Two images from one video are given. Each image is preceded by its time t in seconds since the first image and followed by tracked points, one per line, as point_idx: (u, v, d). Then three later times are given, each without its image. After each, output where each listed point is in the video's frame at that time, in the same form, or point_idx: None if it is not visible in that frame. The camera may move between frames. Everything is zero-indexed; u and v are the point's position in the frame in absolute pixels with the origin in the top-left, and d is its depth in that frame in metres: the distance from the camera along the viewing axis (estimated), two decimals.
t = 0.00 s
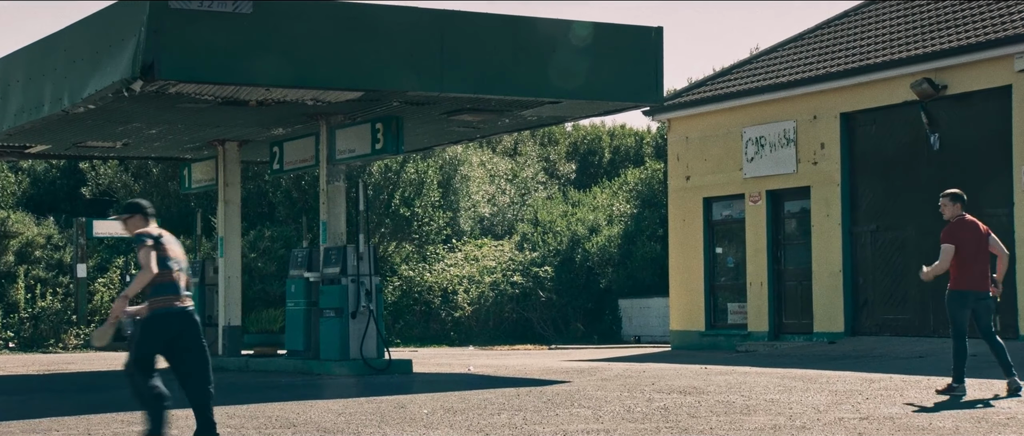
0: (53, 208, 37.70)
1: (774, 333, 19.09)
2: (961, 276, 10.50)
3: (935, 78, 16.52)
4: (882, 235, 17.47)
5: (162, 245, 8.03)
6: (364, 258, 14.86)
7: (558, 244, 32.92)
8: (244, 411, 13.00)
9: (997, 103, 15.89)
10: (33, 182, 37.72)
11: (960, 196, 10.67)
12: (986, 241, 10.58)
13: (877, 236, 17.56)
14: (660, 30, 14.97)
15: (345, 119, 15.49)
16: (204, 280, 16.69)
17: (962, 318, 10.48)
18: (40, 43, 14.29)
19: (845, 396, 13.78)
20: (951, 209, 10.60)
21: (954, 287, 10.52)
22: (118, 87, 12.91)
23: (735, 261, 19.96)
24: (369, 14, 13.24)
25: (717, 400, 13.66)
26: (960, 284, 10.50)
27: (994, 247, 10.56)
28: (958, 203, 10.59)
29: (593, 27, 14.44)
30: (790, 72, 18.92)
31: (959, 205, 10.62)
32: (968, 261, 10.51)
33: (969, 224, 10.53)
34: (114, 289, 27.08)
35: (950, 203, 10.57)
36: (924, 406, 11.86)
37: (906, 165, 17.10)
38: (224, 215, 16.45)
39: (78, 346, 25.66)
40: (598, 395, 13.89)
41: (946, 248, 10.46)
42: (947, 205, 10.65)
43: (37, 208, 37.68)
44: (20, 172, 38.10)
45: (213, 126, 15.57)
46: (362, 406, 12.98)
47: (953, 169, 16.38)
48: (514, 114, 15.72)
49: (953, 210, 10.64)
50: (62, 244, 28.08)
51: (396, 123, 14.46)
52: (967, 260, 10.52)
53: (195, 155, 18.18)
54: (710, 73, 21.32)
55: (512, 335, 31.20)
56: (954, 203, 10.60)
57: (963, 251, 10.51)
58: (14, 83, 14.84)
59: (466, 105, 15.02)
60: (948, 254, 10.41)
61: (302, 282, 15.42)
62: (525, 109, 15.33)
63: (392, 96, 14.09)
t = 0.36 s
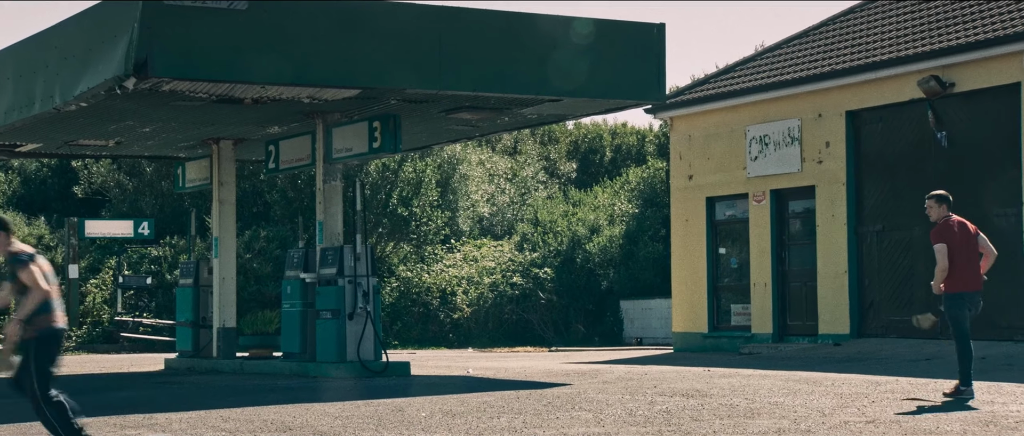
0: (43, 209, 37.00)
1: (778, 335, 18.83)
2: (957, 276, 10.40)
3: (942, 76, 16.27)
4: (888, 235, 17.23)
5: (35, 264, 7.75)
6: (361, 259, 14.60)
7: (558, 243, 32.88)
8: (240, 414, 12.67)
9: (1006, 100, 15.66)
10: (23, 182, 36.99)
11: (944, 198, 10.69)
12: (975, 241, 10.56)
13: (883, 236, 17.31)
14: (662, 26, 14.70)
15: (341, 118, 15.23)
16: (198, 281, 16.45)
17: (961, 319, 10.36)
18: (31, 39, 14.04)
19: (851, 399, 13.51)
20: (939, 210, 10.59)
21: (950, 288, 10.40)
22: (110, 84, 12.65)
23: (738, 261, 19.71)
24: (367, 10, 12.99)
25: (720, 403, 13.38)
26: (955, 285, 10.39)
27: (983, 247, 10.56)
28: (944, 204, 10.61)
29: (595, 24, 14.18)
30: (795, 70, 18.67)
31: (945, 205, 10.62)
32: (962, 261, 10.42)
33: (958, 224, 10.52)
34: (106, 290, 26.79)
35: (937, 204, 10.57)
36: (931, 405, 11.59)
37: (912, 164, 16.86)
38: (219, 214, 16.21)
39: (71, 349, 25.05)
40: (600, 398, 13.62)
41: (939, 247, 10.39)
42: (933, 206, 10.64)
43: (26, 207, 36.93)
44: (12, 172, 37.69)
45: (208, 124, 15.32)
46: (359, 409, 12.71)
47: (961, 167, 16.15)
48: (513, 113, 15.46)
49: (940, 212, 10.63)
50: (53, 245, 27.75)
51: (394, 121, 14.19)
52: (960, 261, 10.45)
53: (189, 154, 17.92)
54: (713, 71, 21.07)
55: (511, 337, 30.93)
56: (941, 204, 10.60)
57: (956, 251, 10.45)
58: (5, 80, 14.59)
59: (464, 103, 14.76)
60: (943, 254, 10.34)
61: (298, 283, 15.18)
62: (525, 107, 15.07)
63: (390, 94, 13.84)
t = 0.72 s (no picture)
0: (33, 209, 36.36)
1: (782, 337, 18.58)
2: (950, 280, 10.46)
3: (949, 74, 16.10)
4: (894, 235, 16.99)
5: None
6: (358, 259, 14.34)
7: (559, 243, 32.62)
8: (234, 418, 12.39)
9: (1015, 98, 15.46)
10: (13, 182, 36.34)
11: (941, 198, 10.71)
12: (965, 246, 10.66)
13: (889, 236, 17.07)
14: (664, 23, 14.44)
15: (338, 116, 14.97)
16: (193, 282, 16.20)
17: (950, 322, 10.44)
18: (22, 36, 13.81)
19: (857, 402, 13.25)
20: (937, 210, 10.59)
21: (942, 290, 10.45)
22: (102, 81, 12.40)
23: (741, 262, 19.46)
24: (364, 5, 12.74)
25: (723, 406, 13.13)
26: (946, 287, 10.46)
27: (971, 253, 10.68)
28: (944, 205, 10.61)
29: (596, 20, 13.91)
30: (799, 67, 18.44)
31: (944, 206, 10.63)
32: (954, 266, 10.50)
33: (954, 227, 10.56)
34: (99, 291, 26.52)
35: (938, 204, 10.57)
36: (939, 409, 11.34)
37: (919, 162, 16.64)
38: (213, 214, 15.97)
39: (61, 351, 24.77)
40: (601, 401, 13.37)
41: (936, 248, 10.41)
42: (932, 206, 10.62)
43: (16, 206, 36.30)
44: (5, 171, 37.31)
45: (202, 123, 15.07)
46: (356, 413, 12.46)
47: (969, 165, 15.97)
48: (513, 111, 15.21)
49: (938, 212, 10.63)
50: (44, 245, 27.45)
51: (392, 119, 13.95)
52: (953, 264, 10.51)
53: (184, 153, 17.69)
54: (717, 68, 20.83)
55: (512, 339, 30.71)
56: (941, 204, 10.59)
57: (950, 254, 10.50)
58: None
59: (463, 101, 14.51)
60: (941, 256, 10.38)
61: (294, 284, 14.92)
62: (525, 105, 14.82)
63: (387, 92, 13.58)
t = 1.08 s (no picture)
0: (26, 209, 36.10)
1: (787, 339, 18.37)
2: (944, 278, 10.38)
3: (956, 71, 15.94)
4: (900, 235, 16.78)
5: None
6: (356, 260, 14.11)
7: (560, 243, 32.41)
8: (230, 421, 12.15)
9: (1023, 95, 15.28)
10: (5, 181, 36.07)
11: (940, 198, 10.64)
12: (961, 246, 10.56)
13: (895, 236, 16.86)
14: (667, 19, 14.19)
15: (335, 114, 14.73)
16: (187, 283, 15.98)
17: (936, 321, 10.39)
18: (14, 33, 13.60)
19: (864, 404, 13.01)
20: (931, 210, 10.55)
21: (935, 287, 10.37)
22: (95, 79, 12.19)
23: (745, 263, 19.23)
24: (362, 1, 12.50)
25: (727, 409, 12.88)
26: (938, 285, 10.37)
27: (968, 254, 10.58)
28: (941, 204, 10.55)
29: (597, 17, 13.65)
30: (804, 65, 18.22)
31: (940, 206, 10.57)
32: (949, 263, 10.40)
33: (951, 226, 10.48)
34: (92, 293, 26.31)
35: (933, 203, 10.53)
36: (948, 412, 11.11)
37: (926, 162, 16.45)
38: (209, 214, 15.75)
39: (54, 353, 24.55)
40: (602, 404, 13.13)
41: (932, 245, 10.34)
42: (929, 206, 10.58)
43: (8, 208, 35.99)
44: None
45: (197, 121, 14.84)
46: (354, 416, 12.23)
47: (976, 163, 15.80)
48: (514, 109, 14.98)
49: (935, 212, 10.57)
50: (37, 246, 27.21)
51: (390, 117, 13.72)
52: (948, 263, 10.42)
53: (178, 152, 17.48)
54: (720, 66, 20.60)
55: (512, 340, 30.51)
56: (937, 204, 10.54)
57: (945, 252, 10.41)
58: None
59: (463, 99, 14.27)
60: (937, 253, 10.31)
61: (290, 285, 14.69)
62: (525, 103, 14.57)
63: (385, 89, 13.35)
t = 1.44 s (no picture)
0: (19, 208, 35.87)
1: (791, 341, 18.16)
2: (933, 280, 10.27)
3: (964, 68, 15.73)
4: (907, 235, 16.57)
5: None
6: (354, 260, 13.90)
7: (561, 244, 32.20)
8: (224, 424, 11.92)
9: None
10: None
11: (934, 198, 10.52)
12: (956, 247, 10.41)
13: (901, 236, 16.66)
14: (669, 16, 13.93)
15: (332, 112, 14.53)
16: (183, 284, 15.78)
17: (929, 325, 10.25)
18: (6, 29, 13.40)
19: (870, 407, 12.78)
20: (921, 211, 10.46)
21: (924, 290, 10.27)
22: (89, 77, 11.97)
23: (749, 263, 19.01)
24: None
25: (730, 412, 12.63)
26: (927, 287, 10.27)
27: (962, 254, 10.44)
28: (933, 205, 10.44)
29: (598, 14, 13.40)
30: (809, 62, 18.02)
31: (932, 207, 10.46)
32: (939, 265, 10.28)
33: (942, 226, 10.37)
34: (85, 294, 26.08)
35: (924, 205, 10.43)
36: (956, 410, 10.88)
37: (933, 161, 16.27)
38: (204, 214, 15.55)
39: (47, 355, 24.27)
40: (604, 407, 12.91)
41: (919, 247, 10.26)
42: (920, 207, 10.49)
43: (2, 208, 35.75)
44: None
45: (193, 119, 14.63)
46: (351, 419, 12.01)
47: (984, 162, 15.62)
48: (514, 107, 14.77)
49: (926, 213, 10.47)
50: (29, 246, 26.99)
51: (388, 115, 13.51)
52: (939, 265, 10.30)
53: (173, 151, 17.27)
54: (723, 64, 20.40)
55: (512, 341, 30.28)
56: (928, 205, 10.44)
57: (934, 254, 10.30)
58: None
59: (462, 97, 14.04)
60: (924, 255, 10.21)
61: (287, 286, 14.48)
62: (526, 102, 14.35)
63: (383, 87, 13.12)
